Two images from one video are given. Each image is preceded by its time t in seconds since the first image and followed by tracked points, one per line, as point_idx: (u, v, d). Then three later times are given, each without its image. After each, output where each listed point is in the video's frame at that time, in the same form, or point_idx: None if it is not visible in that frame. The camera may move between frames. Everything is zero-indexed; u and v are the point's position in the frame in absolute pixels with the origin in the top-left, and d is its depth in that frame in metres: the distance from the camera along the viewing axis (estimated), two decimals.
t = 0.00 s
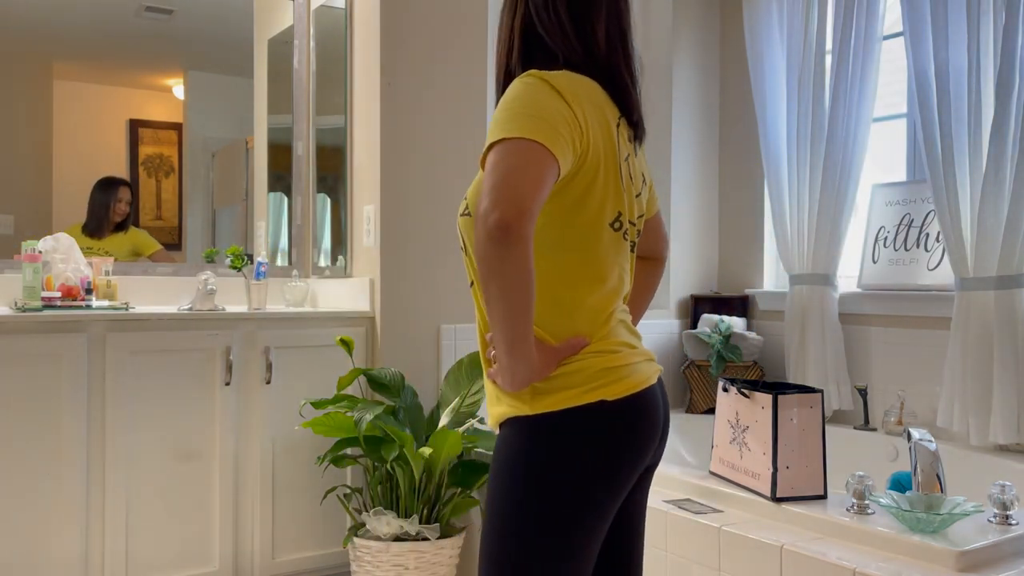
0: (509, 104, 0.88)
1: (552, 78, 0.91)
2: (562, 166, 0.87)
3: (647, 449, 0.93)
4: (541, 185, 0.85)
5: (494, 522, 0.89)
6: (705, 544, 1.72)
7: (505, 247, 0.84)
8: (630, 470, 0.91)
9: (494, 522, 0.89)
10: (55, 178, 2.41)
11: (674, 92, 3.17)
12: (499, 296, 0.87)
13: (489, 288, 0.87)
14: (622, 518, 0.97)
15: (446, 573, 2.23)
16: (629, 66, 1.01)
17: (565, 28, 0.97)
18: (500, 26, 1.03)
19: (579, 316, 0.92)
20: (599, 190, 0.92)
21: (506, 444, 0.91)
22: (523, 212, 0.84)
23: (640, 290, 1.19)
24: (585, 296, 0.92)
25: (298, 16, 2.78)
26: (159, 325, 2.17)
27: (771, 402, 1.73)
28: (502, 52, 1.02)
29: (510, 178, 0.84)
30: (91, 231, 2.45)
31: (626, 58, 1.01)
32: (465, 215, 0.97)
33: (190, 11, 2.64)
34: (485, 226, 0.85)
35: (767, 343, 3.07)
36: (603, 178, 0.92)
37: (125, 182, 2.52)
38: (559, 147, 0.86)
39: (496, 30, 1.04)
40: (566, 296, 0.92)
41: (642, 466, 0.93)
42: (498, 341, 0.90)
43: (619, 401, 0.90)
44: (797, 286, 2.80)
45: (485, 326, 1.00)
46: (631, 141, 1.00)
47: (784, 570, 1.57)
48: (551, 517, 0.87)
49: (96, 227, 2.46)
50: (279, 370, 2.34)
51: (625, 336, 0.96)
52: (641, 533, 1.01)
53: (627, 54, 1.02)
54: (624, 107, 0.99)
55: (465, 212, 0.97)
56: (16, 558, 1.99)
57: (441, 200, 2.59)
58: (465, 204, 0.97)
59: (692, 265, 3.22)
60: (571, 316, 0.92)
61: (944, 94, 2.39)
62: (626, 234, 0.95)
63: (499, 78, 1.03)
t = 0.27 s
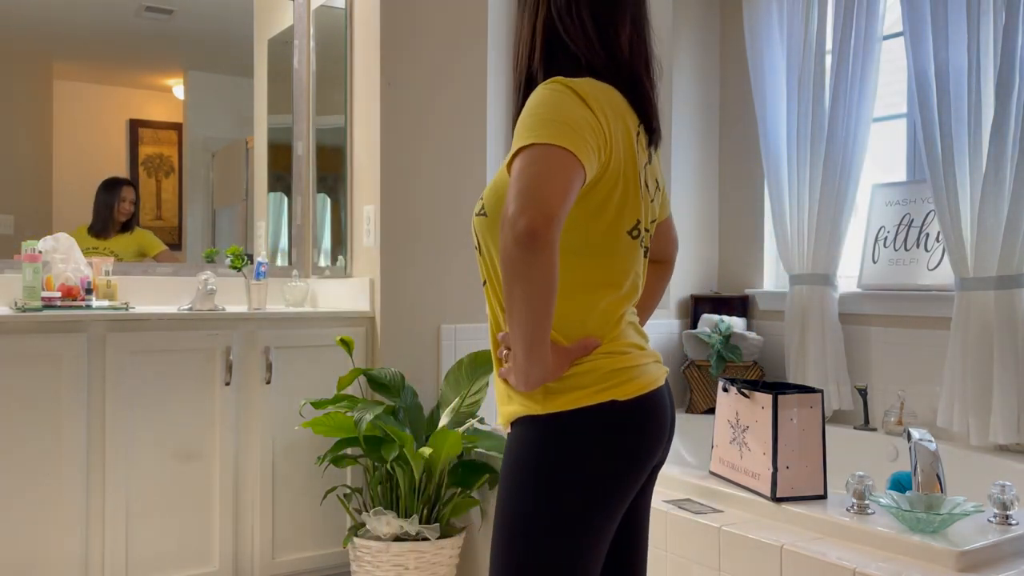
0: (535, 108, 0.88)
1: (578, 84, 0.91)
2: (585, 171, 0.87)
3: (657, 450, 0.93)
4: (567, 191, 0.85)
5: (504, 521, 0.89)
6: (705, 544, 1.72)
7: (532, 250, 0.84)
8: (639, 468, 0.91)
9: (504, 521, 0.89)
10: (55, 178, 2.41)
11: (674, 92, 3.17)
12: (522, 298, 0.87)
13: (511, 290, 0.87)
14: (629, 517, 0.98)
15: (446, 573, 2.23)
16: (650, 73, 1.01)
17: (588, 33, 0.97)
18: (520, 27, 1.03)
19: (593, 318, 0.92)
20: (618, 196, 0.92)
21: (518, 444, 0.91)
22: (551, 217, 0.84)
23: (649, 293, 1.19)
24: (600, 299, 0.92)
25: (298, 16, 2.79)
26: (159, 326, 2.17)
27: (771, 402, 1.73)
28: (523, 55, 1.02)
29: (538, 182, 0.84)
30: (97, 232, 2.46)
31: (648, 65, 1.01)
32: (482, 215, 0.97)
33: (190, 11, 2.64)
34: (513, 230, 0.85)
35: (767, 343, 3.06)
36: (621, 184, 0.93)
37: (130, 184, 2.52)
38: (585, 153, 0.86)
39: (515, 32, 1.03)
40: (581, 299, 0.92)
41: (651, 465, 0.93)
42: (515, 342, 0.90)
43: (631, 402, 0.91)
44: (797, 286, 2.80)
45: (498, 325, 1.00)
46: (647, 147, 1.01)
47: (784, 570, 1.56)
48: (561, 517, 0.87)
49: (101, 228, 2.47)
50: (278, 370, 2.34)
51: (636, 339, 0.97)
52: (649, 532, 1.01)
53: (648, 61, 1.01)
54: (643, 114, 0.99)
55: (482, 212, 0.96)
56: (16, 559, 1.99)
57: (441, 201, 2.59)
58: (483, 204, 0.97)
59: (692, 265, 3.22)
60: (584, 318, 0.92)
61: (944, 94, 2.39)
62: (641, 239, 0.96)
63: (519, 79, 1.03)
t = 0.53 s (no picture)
0: (541, 112, 0.88)
1: (583, 89, 0.91)
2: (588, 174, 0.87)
3: (659, 449, 0.93)
4: (570, 194, 0.85)
5: (506, 521, 0.90)
6: (706, 544, 1.72)
7: (534, 251, 0.84)
8: (641, 470, 0.91)
9: (506, 522, 0.90)
10: (55, 178, 2.41)
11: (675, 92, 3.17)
12: (526, 299, 0.87)
13: (514, 291, 0.88)
14: (631, 517, 0.98)
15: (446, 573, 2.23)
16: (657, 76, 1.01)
17: (597, 36, 0.97)
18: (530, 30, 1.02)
19: (597, 319, 0.92)
20: (623, 198, 0.92)
21: (520, 444, 0.91)
22: (553, 220, 0.84)
23: (657, 293, 1.19)
24: (603, 301, 0.92)
25: (298, 16, 2.79)
26: (159, 325, 2.17)
27: (771, 402, 1.73)
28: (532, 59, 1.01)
29: (542, 185, 0.85)
30: (99, 232, 2.47)
31: (656, 69, 1.01)
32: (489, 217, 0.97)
33: (190, 11, 2.64)
34: (516, 233, 0.85)
35: (767, 343, 3.07)
36: (625, 187, 0.93)
37: (133, 184, 2.53)
38: (588, 156, 0.86)
39: (523, 34, 1.03)
40: (584, 300, 0.92)
41: (654, 465, 0.93)
42: (517, 342, 0.90)
43: (635, 400, 0.90)
44: (797, 286, 2.80)
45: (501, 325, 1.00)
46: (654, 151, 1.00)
47: (784, 570, 1.56)
48: (562, 517, 0.88)
49: (104, 229, 2.48)
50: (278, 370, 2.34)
51: (640, 340, 0.96)
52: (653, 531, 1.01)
53: (656, 64, 1.01)
54: (648, 118, 0.99)
55: (489, 214, 0.97)
56: (16, 558, 1.99)
57: (441, 201, 2.59)
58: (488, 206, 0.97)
59: (692, 265, 3.22)
60: (587, 319, 0.92)
61: (944, 94, 2.39)
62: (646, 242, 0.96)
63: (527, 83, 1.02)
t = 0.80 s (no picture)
0: (541, 113, 0.88)
1: (583, 90, 0.91)
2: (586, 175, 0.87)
3: (660, 450, 0.93)
4: (569, 195, 0.85)
5: (506, 522, 0.90)
6: (706, 544, 1.72)
7: (533, 253, 0.84)
8: (641, 470, 0.91)
9: (506, 522, 0.90)
10: (55, 178, 2.41)
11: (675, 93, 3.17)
12: (525, 299, 0.87)
13: (513, 291, 0.88)
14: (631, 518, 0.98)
15: (446, 573, 2.23)
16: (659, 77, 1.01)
17: (598, 37, 0.96)
18: (531, 31, 1.02)
19: (596, 319, 0.92)
20: (623, 199, 0.92)
21: (520, 445, 0.91)
22: (552, 220, 0.84)
23: (660, 293, 1.19)
24: (603, 302, 0.92)
25: (298, 16, 2.79)
26: (159, 325, 2.17)
27: (771, 402, 1.73)
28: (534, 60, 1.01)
29: (540, 186, 0.85)
30: (99, 232, 2.46)
31: (657, 69, 1.01)
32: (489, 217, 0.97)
33: (190, 11, 2.64)
34: (515, 234, 0.85)
35: (767, 343, 3.07)
36: (625, 187, 0.92)
37: (133, 185, 2.52)
38: (587, 157, 0.86)
39: (524, 35, 1.03)
40: (584, 301, 0.92)
41: (655, 465, 0.93)
42: (516, 343, 0.90)
43: (635, 401, 0.90)
44: (797, 286, 2.80)
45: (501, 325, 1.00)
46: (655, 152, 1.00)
47: (784, 570, 1.56)
48: (563, 517, 0.88)
49: (104, 229, 2.48)
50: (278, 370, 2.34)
51: (641, 340, 0.96)
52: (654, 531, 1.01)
53: (658, 65, 1.01)
54: (649, 120, 0.99)
55: (489, 215, 0.97)
56: (16, 559, 1.99)
57: (441, 201, 2.59)
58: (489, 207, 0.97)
59: (692, 265, 3.22)
60: (587, 319, 0.92)
61: (944, 94, 2.39)
62: (647, 242, 0.95)
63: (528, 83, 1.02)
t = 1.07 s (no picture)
0: (539, 113, 0.88)
1: (581, 90, 0.91)
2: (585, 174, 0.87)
3: (659, 451, 0.93)
4: (567, 195, 0.85)
5: (506, 521, 0.90)
6: (706, 544, 1.72)
7: (531, 253, 0.85)
8: (642, 470, 0.91)
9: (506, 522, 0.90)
10: (55, 178, 2.41)
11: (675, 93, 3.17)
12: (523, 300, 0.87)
13: (511, 291, 0.88)
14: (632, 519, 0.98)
15: (446, 573, 2.23)
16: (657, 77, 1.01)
17: (597, 37, 0.96)
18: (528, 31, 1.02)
19: (596, 320, 0.92)
20: (622, 199, 0.92)
21: (520, 445, 0.91)
22: (550, 221, 0.84)
23: (660, 293, 1.19)
24: (603, 302, 0.92)
25: (298, 16, 2.79)
26: (159, 325, 2.17)
27: (771, 402, 1.73)
28: (531, 60, 1.01)
29: (538, 186, 0.85)
30: (99, 232, 2.46)
31: (656, 68, 1.01)
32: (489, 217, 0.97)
33: (190, 11, 2.64)
34: (513, 234, 0.85)
35: (767, 343, 3.07)
36: (624, 187, 0.92)
37: (133, 185, 2.52)
38: (586, 157, 0.86)
39: (522, 33, 1.03)
40: (584, 301, 0.92)
41: (655, 466, 0.93)
42: (516, 344, 0.90)
43: (635, 401, 0.90)
44: (797, 286, 2.80)
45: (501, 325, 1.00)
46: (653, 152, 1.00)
47: (784, 570, 1.56)
48: (564, 517, 0.88)
49: (104, 229, 2.48)
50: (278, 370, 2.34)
51: (640, 341, 0.96)
52: (655, 531, 1.01)
53: (657, 64, 1.01)
54: (647, 119, 0.99)
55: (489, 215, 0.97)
56: (16, 558, 1.99)
57: (441, 201, 2.59)
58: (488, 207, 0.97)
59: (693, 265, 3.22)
60: (587, 319, 0.92)
61: (944, 94, 2.39)
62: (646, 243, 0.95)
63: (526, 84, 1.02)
